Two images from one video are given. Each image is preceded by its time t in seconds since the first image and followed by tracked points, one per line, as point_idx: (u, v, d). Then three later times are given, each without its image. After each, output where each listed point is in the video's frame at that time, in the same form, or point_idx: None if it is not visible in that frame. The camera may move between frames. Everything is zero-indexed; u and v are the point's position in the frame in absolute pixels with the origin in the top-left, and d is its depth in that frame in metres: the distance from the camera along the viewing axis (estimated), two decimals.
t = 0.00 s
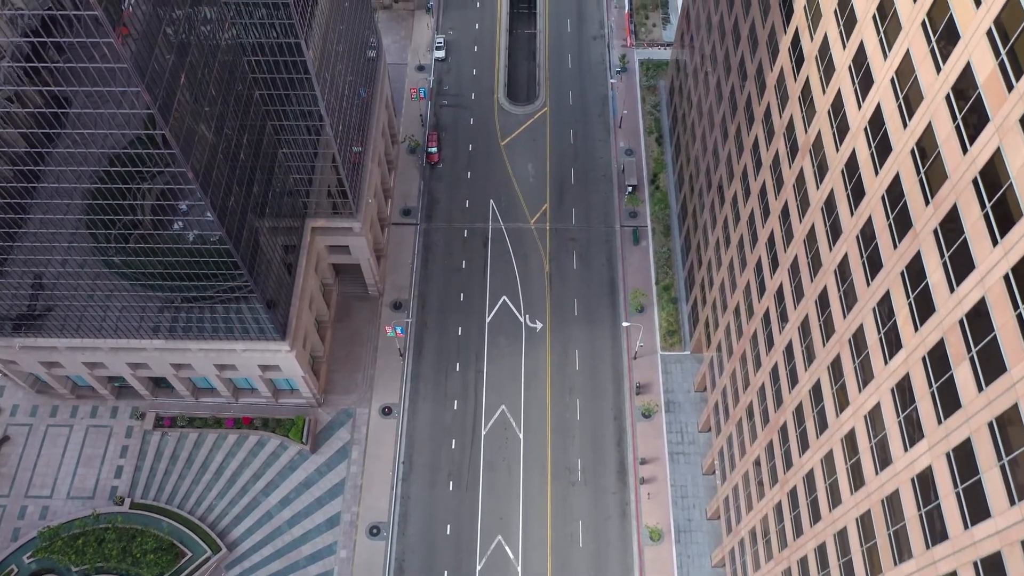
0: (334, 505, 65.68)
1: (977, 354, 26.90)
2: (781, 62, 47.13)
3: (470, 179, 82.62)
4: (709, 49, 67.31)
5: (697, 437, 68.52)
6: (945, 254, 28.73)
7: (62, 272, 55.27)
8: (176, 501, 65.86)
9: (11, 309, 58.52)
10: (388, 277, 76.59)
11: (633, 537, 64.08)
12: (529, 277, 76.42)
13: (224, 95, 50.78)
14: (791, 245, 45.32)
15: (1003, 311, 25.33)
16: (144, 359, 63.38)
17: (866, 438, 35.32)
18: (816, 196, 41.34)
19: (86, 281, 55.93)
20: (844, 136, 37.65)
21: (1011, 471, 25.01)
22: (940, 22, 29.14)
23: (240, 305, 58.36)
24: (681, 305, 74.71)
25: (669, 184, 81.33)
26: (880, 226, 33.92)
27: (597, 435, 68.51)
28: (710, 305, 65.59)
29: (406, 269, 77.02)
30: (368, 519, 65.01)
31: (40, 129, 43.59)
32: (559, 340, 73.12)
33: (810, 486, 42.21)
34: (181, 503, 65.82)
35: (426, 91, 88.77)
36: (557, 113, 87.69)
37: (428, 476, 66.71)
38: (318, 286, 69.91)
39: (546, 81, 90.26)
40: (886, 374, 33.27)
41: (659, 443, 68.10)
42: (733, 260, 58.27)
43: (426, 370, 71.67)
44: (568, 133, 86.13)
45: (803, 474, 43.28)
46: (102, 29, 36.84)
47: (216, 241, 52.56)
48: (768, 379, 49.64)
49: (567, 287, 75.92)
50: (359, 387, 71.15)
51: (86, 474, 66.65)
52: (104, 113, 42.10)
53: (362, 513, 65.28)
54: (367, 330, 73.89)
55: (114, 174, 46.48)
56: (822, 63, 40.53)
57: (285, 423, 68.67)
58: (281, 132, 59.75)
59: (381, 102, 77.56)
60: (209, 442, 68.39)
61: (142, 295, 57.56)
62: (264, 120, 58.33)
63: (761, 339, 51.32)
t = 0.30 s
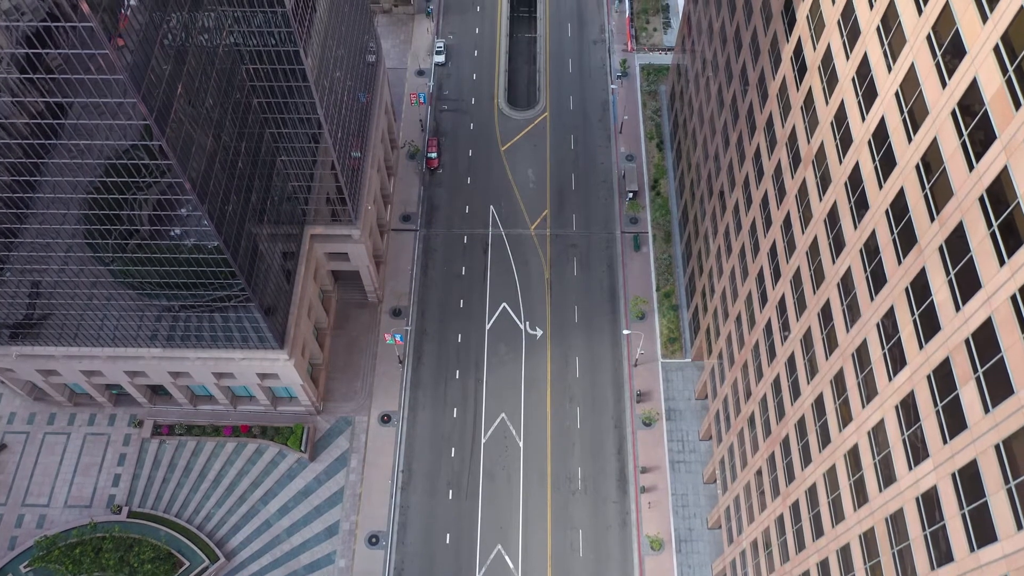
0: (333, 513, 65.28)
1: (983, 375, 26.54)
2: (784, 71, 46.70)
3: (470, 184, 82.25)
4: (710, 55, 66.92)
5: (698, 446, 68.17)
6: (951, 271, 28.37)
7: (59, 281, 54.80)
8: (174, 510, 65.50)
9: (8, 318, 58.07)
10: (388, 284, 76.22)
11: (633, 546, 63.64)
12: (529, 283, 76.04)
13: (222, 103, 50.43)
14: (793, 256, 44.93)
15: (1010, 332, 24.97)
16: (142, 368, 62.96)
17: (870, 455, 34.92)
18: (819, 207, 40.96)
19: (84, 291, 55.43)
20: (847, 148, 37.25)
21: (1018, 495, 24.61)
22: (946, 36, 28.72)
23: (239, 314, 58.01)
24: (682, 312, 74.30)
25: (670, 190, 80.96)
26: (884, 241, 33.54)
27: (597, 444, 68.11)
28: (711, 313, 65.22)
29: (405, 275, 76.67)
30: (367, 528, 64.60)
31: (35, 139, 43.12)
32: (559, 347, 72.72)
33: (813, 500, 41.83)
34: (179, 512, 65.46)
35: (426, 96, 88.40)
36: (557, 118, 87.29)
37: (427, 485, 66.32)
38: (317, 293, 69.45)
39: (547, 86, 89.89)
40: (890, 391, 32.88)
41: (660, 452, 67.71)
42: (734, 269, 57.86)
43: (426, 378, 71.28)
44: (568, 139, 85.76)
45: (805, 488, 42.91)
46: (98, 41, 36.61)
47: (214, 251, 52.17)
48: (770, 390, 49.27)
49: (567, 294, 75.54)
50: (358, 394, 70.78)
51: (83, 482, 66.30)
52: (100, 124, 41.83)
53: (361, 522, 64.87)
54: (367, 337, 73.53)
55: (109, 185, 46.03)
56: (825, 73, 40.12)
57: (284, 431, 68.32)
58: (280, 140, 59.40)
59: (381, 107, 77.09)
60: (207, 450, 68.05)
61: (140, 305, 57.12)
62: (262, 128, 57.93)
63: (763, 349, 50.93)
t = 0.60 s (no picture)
0: (332, 522, 64.86)
1: (990, 396, 26.16)
2: (786, 80, 46.30)
3: (470, 190, 81.86)
4: (712, 61, 66.53)
5: (699, 454, 67.78)
6: (957, 289, 28.01)
7: (56, 290, 54.34)
8: (172, 519, 65.12)
9: (4, 327, 57.63)
10: (387, 290, 75.83)
11: (634, 556, 63.22)
12: (529, 290, 75.65)
13: (220, 112, 50.05)
14: (795, 267, 44.54)
15: (1017, 354, 24.60)
16: (139, 376, 62.58)
17: (874, 471, 34.53)
18: (821, 219, 40.56)
19: (80, 300, 55.01)
20: (851, 160, 36.86)
21: None
22: (951, 50, 28.33)
23: (237, 324, 57.61)
24: (683, 319, 73.90)
25: (671, 196, 80.57)
26: (888, 255, 33.14)
27: (598, 452, 67.71)
28: (712, 321, 64.84)
29: (405, 281, 76.30)
30: (366, 537, 64.17)
31: (31, 150, 42.75)
32: (559, 354, 72.34)
33: (815, 514, 41.43)
34: (177, 520, 65.08)
35: (425, 101, 88.01)
36: (558, 123, 86.89)
37: (426, 493, 65.92)
38: (315, 301, 69.05)
39: (547, 91, 89.48)
40: (894, 408, 32.51)
41: (660, 460, 67.30)
42: (736, 278, 57.45)
43: (425, 386, 70.88)
44: (568, 144, 85.34)
45: (807, 501, 42.53)
46: (94, 54, 36.34)
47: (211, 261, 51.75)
48: (772, 401, 48.90)
49: (567, 301, 75.15)
50: (357, 402, 70.39)
51: (81, 490, 65.92)
52: (96, 135, 41.52)
53: (360, 531, 64.44)
54: (366, 344, 73.15)
55: (105, 195, 45.65)
56: (828, 84, 39.71)
57: (283, 439, 67.96)
58: (279, 147, 59.02)
59: (380, 112, 76.60)
60: (205, 458, 67.69)
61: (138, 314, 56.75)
62: (261, 136, 57.55)
63: (765, 359, 50.57)
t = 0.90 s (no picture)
0: (330, 531, 64.44)
1: (997, 417, 25.78)
2: (788, 89, 45.90)
3: (469, 196, 81.46)
4: (712, 68, 66.13)
5: (700, 462, 67.38)
6: (963, 308, 27.63)
7: (52, 299, 53.92)
8: (170, 527, 64.75)
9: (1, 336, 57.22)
10: (386, 297, 75.42)
11: (635, 565, 62.78)
12: (529, 297, 75.26)
13: (217, 120, 49.70)
14: (798, 278, 44.16)
15: None
16: (137, 385, 62.20)
17: (878, 488, 34.12)
18: (824, 231, 40.17)
19: (77, 309, 54.57)
20: (854, 173, 36.47)
21: None
22: (957, 65, 27.96)
23: (235, 334, 57.19)
24: (684, 326, 73.53)
25: (671, 202, 80.21)
26: (892, 270, 32.74)
27: (598, 460, 67.30)
28: (713, 329, 64.47)
29: (404, 287, 75.93)
30: (365, 546, 63.73)
31: (25, 161, 42.34)
32: (559, 361, 71.96)
33: (817, 528, 41.04)
34: (175, 529, 64.72)
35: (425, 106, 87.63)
36: (558, 128, 86.49)
37: (426, 502, 65.51)
38: (314, 308, 68.68)
39: (547, 95, 89.08)
40: (898, 425, 32.11)
41: (661, 469, 66.89)
42: (737, 286, 57.06)
43: (424, 394, 70.49)
44: (568, 149, 84.93)
45: (810, 515, 42.12)
46: (89, 66, 35.99)
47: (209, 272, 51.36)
48: (774, 412, 48.52)
49: (567, 307, 74.76)
50: (356, 409, 69.99)
51: (78, 499, 65.55)
52: (91, 147, 41.11)
53: (359, 540, 64.02)
54: (365, 351, 72.76)
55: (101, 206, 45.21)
56: (831, 95, 39.31)
57: (281, 447, 67.57)
58: (277, 155, 58.70)
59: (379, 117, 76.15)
60: (203, 466, 67.32)
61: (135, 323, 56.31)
62: (259, 144, 57.21)
63: (766, 370, 50.20)
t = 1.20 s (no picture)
0: (328, 542, 63.97)
1: (1005, 442, 25.32)
2: (790, 100, 45.45)
3: (469, 203, 81.01)
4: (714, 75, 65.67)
5: (701, 472, 66.91)
6: (970, 330, 27.20)
7: (49, 310, 53.47)
8: (167, 538, 64.29)
9: None
10: (386, 305, 74.98)
11: None
12: (529, 304, 74.80)
13: (214, 130, 49.22)
14: (800, 290, 43.69)
15: None
16: (134, 395, 61.79)
17: (883, 507, 33.64)
18: (827, 245, 39.72)
19: (73, 320, 54.13)
20: (858, 188, 36.03)
21: None
22: (964, 82, 27.49)
23: (233, 345, 56.77)
24: (685, 334, 73.10)
25: (672, 209, 79.78)
26: (897, 288, 32.27)
27: (599, 470, 66.86)
28: (714, 339, 64.05)
29: (403, 295, 75.49)
30: (364, 557, 63.27)
31: (20, 176, 41.92)
32: (560, 369, 71.52)
33: (820, 545, 40.56)
34: (173, 539, 64.27)
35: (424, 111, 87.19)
36: (558, 134, 86.05)
37: (425, 512, 65.04)
38: (312, 316, 68.27)
39: (547, 101, 88.60)
40: (903, 445, 31.67)
41: (662, 478, 66.43)
42: (739, 297, 56.63)
43: (424, 403, 70.03)
44: (569, 155, 84.48)
45: (813, 531, 41.65)
46: (82, 81, 35.59)
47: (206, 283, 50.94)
48: (776, 425, 48.06)
49: (567, 315, 74.31)
50: (355, 418, 69.55)
51: (75, 509, 65.09)
52: (86, 161, 40.79)
53: (358, 550, 63.56)
54: (364, 360, 72.32)
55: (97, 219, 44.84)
56: (834, 107, 38.86)
57: (279, 457, 67.13)
58: (275, 164, 58.28)
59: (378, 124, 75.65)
60: (201, 476, 66.88)
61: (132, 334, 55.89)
62: (257, 153, 56.78)
63: (769, 382, 49.75)
